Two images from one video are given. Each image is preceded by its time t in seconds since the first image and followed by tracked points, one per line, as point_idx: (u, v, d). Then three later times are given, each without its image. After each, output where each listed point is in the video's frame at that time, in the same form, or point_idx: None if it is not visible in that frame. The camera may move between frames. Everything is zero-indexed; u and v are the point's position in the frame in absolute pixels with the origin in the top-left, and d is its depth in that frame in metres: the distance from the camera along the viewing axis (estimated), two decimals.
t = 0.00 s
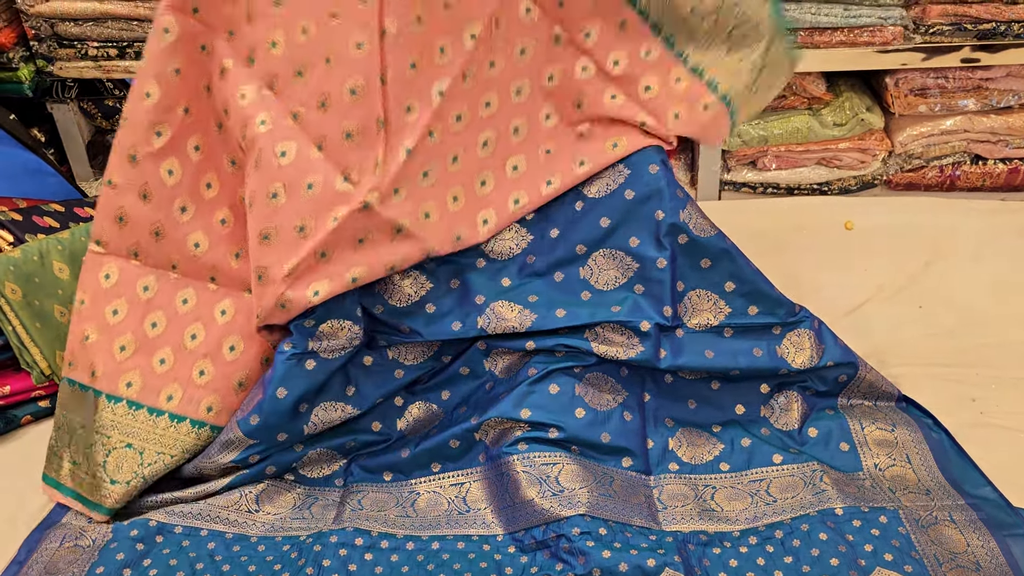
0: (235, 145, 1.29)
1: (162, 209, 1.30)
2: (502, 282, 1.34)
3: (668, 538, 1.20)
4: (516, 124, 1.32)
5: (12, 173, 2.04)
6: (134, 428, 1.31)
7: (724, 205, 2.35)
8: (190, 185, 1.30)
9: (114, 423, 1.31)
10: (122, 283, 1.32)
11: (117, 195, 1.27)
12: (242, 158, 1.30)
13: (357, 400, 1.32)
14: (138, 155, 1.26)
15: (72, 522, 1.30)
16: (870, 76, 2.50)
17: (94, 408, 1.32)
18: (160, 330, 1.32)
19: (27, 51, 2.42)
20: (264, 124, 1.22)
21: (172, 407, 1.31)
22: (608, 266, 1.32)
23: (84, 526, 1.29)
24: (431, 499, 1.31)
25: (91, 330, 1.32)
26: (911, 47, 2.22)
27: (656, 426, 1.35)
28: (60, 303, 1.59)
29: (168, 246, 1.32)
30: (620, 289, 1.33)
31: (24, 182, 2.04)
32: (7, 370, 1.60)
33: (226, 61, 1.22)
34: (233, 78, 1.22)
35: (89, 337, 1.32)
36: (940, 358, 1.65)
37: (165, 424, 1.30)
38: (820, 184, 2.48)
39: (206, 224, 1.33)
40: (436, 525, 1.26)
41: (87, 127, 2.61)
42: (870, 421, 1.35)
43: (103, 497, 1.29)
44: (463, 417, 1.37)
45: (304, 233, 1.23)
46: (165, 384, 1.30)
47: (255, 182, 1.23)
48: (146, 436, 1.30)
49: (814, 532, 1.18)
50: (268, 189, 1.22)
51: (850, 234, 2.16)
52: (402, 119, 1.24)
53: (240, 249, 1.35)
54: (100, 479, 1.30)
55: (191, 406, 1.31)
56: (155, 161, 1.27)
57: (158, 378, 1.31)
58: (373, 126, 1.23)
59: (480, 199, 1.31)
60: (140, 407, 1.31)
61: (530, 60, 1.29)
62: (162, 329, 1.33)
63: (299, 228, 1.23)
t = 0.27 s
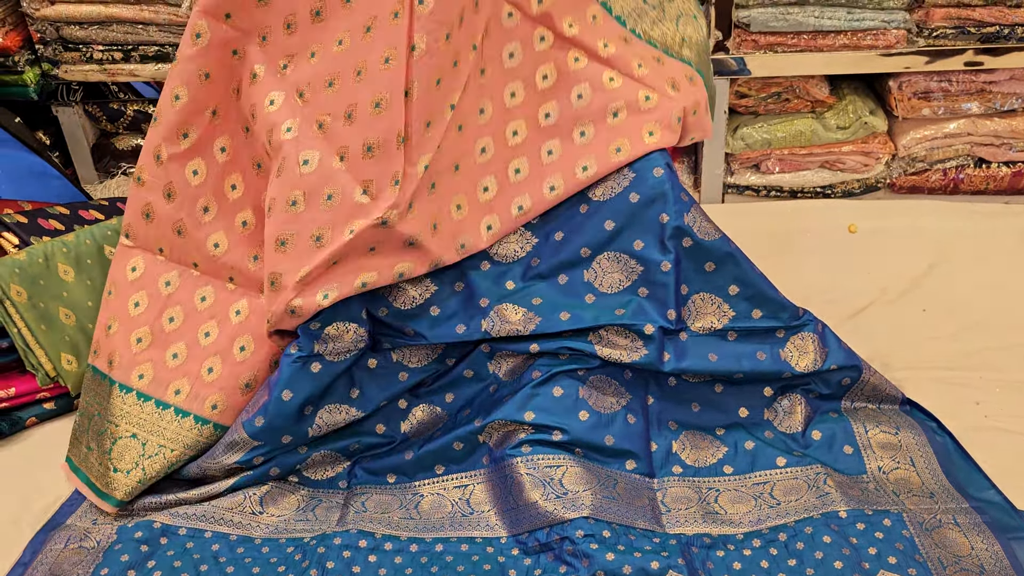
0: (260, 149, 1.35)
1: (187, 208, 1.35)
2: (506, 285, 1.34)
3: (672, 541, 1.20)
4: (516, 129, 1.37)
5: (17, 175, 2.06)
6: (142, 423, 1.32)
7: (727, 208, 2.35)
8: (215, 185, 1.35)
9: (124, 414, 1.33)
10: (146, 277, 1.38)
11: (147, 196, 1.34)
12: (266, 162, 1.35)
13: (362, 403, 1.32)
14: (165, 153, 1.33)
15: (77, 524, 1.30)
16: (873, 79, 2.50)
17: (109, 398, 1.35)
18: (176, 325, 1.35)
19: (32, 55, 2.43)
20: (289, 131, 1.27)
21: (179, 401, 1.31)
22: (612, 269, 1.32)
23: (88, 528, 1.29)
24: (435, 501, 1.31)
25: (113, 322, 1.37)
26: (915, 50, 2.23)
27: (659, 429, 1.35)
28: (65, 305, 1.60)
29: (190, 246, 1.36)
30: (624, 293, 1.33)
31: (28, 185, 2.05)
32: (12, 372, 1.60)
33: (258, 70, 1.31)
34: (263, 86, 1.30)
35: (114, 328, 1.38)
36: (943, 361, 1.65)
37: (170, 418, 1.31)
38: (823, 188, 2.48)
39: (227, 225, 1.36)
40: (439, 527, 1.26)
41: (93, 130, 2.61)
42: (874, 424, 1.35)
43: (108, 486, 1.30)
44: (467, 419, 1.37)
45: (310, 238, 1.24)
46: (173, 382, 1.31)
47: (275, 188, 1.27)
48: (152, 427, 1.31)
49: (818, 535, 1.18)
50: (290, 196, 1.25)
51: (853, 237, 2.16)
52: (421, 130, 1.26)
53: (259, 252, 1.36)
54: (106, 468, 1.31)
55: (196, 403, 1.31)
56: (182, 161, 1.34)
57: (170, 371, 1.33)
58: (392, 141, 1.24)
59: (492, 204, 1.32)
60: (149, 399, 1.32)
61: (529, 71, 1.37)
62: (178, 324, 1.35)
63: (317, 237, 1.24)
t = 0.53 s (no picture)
0: (269, 153, 1.36)
1: (196, 211, 1.36)
2: (512, 287, 1.35)
3: (677, 542, 1.21)
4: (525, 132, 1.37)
5: (26, 179, 2.07)
6: (150, 426, 1.33)
7: (732, 211, 2.36)
8: (223, 188, 1.37)
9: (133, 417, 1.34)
10: (153, 281, 1.38)
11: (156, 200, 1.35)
12: (276, 166, 1.36)
13: (369, 404, 1.33)
14: (173, 157, 1.34)
15: (86, 524, 1.31)
16: (877, 82, 2.50)
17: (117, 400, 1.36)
18: (184, 329, 1.36)
19: (40, 58, 2.45)
20: (299, 138, 1.28)
21: (188, 406, 1.33)
22: (617, 271, 1.33)
23: (97, 528, 1.30)
24: (441, 502, 1.32)
25: (120, 324, 1.37)
26: (919, 53, 2.24)
27: (665, 430, 1.35)
28: (73, 306, 1.61)
29: (198, 248, 1.37)
30: (629, 295, 1.33)
31: (36, 187, 2.07)
32: (20, 373, 1.61)
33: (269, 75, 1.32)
34: (274, 91, 1.32)
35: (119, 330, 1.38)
36: (948, 363, 1.65)
37: (178, 421, 1.32)
38: (827, 191, 2.49)
39: (235, 228, 1.37)
40: (446, 528, 1.27)
41: (99, 133, 2.64)
42: (879, 426, 1.35)
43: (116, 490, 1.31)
44: (473, 420, 1.38)
45: (318, 240, 1.25)
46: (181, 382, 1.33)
47: (285, 194, 1.28)
48: (161, 431, 1.32)
49: (823, 536, 1.19)
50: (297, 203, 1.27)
51: (858, 240, 2.16)
52: (429, 139, 1.28)
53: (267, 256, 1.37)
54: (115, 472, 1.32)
55: (206, 407, 1.32)
56: (191, 165, 1.35)
57: (178, 376, 1.34)
58: (401, 150, 1.26)
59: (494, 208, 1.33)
60: (157, 403, 1.33)
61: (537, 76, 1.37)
62: (185, 328, 1.36)
63: (325, 245, 1.26)
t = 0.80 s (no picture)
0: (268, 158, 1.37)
1: (192, 216, 1.36)
2: (513, 291, 1.34)
3: (678, 544, 1.21)
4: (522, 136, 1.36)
5: (29, 179, 2.09)
6: (151, 429, 1.33)
7: (733, 213, 2.36)
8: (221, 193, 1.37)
9: (132, 421, 1.34)
10: (148, 283, 1.37)
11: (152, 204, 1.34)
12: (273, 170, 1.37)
13: (370, 406, 1.33)
14: (170, 160, 1.32)
15: (86, 525, 1.31)
16: (880, 84, 2.50)
17: (116, 404, 1.35)
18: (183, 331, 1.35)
19: (43, 59, 2.45)
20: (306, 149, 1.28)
21: (189, 410, 1.32)
22: (619, 274, 1.32)
23: (98, 529, 1.30)
24: (441, 503, 1.32)
25: (117, 327, 1.37)
26: (921, 55, 2.23)
27: (666, 432, 1.35)
28: (74, 307, 1.61)
29: (193, 252, 1.37)
30: (631, 298, 1.33)
31: (39, 188, 2.08)
32: (22, 374, 1.61)
33: (269, 83, 1.32)
34: (274, 100, 1.31)
35: (115, 333, 1.38)
36: (949, 365, 1.65)
37: (179, 425, 1.32)
38: (828, 192, 2.49)
39: (234, 232, 1.37)
40: (446, 529, 1.27)
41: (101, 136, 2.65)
42: (881, 428, 1.35)
43: (119, 496, 1.31)
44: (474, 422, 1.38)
45: (317, 242, 1.25)
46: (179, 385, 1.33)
47: (292, 203, 1.29)
48: (162, 435, 1.32)
49: (824, 539, 1.19)
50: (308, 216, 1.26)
51: (859, 242, 2.16)
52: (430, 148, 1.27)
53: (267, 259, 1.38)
54: (116, 478, 1.32)
55: (206, 411, 1.32)
56: (187, 168, 1.34)
57: (177, 379, 1.34)
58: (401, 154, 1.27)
59: (506, 219, 1.31)
60: (157, 407, 1.33)
61: (542, 82, 1.32)
62: (184, 330, 1.35)
63: (336, 256, 1.25)
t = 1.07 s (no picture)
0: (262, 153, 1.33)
1: (187, 214, 1.35)
2: (516, 293, 1.33)
3: (680, 546, 1.20)
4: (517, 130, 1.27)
5: (33, 180, 2.10)
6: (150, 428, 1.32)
7: (736, 215, 2.36)
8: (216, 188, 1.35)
9: (131, 420, 1.34)
10: (143, 282, 1.37)
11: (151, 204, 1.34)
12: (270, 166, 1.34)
13: (371, 407, 1.33)
14: (161, 160, 1.31)
15: (89, 526, 1.32)
16: (882, 86, 2.50)
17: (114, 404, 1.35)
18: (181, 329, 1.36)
19: (47, 60, 2.46)
20: (310, 149, 1.23)
21: (189, 408, 1.33)
22: (622, 275, 1.32)
23: (100, 530, 1.30)
24: (443, 505, 1.31)
25: (113, 326, 1.37)
26: (924, 58, 2.23)
27: (668, 434, 1.35)
28: (78, 308, 1.62)
29: (187, 245, 1.36)
30: (634, 300, 1.32)
31: (43, 189, 2.08)
32: (25, 374, 1.62)
33: (259, 80, 1.24)
34: (268, 100, 1.25)
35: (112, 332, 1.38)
36: (952, 368, 1.64)
37: (178, 423, 1.32)
38: (831, 194, 2.49)
39: (229, 229, 1.37)
40: (448, 531, 1.27)
41: (105, 137, 2.65)
42: (883, 431, 1.35)
43: (121, 495, 1.32)
44: (475, 423, 1.38)
45: (329, 244, 1.23)
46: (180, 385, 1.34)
47: (292, 206, 1.27)
48: (162, 433, 1.33)
49: (826, 542, 1.19)
50: (317, 217, 1.23)
51: (862, 244, 2.16)
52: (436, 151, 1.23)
53: (265, 255, 1.36)
54: (117, 477, 1.32)
55: (207, 409, 1.32)
56: (183, 169, 1.32)
57: (176, 378, 1.34)
58: (408, 153, 1.23)
59: (510, 223, 1.31)
60: (157, 406, 1.33)
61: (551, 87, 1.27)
62: (182, 328, 1.36)
63: (348, 255, 1.24)
